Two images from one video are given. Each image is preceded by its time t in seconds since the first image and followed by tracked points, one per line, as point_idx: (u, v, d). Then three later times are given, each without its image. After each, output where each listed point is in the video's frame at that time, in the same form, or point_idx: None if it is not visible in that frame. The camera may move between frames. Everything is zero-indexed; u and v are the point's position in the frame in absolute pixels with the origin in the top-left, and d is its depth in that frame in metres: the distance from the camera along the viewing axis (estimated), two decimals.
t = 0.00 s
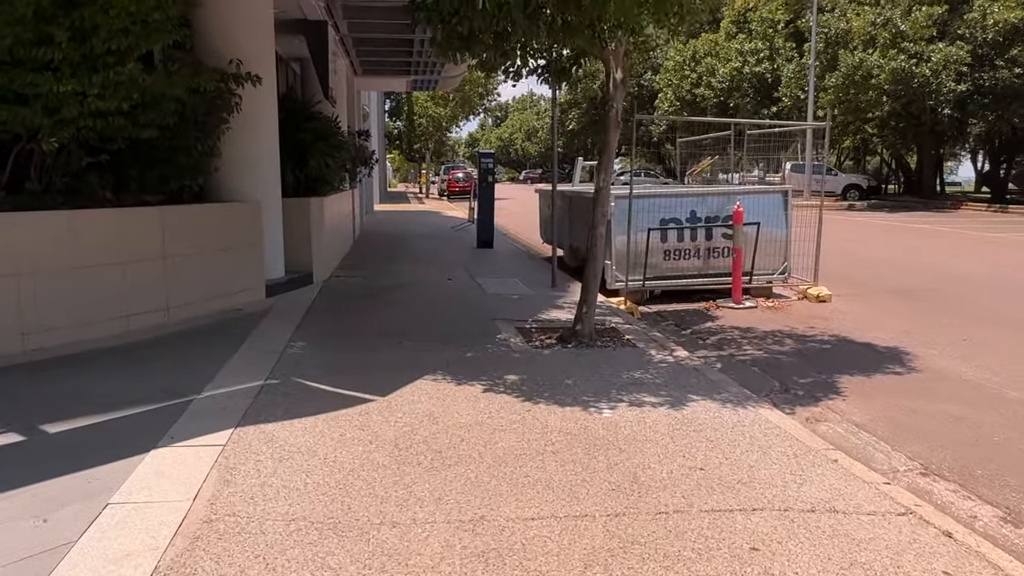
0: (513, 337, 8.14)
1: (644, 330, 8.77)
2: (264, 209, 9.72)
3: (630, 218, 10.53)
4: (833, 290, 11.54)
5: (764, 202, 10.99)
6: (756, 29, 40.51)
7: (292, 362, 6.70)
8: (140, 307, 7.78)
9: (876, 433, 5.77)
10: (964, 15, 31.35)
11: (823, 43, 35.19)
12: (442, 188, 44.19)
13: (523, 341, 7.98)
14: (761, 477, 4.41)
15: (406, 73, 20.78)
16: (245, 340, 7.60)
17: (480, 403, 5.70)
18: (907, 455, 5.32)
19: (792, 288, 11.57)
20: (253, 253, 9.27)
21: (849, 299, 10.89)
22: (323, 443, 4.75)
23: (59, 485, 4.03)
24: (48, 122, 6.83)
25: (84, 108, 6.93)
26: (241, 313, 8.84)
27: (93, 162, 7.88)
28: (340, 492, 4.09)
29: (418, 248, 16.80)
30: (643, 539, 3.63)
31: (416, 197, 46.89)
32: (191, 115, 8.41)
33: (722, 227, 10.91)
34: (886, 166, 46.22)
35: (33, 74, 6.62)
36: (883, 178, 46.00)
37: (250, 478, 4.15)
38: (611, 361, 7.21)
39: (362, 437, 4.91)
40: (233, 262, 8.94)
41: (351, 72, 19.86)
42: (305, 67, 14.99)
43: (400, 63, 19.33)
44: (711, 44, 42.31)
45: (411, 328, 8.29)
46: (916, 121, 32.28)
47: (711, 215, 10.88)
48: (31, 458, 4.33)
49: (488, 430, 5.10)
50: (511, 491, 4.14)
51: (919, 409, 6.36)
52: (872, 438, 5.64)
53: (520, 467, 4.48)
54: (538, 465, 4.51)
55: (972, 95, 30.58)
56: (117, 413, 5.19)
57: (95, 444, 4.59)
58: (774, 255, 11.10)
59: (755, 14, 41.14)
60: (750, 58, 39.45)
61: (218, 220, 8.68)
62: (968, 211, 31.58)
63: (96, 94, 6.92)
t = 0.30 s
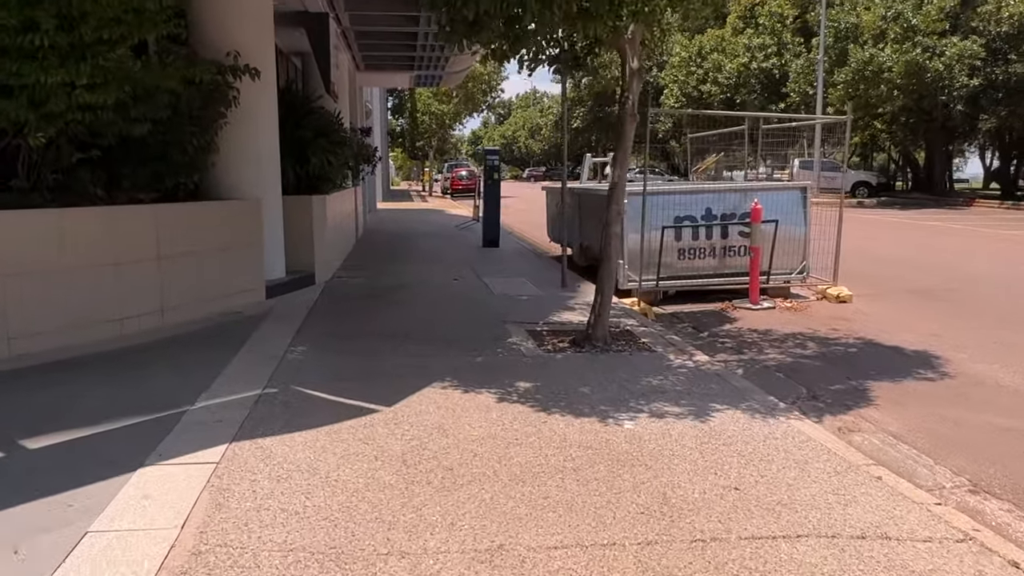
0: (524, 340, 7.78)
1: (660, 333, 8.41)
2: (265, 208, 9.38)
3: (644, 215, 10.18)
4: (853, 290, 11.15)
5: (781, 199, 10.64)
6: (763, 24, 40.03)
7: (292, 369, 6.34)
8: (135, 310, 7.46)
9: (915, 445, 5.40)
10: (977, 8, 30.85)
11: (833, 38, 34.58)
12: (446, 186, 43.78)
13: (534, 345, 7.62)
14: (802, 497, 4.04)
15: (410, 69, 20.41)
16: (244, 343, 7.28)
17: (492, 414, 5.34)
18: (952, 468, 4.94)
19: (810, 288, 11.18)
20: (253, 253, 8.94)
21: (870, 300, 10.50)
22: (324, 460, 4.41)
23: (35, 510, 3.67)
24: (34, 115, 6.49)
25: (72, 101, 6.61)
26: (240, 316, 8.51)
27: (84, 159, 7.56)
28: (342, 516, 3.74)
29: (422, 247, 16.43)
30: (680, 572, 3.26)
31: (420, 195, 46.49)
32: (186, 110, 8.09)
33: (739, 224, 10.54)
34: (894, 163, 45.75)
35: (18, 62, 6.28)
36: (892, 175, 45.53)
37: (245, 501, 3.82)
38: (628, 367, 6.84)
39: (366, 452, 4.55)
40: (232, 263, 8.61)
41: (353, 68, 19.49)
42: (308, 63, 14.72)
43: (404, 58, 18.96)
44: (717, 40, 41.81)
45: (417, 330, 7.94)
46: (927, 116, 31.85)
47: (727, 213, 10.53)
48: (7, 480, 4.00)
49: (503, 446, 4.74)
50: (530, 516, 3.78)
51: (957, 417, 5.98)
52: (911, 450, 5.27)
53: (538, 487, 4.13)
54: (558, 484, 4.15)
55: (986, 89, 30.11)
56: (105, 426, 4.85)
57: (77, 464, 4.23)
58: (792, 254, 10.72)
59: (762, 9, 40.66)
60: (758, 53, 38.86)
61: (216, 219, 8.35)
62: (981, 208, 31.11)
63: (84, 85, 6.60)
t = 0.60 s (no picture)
0: (539, 348, 7.39)
1: (682, 339, 8.01)
2: (268, 205, 9.00)
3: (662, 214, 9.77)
4: (879, 292, 10.74)
5: (806, 198, 10.24)
6: (776, 15, 39.41)
7: (294, 380, 5.96)
8: (133, 314, 7.09)
9: (966, 470, 5.00)
10: None
11: (848, 29, 33.95)
12: (453, 178, 43.37)
13: (550, 353, 7.23)
14: (856, 539, 3.66)
15: (419, 60, 19.99)
16: (247, 349, 6.91)
17: (511, 434, 4.96)
18: (1011, 498, 4.54)
19: (834, 290, 10.77)
20: (257, 253, 8.57)
21: (898, 303, 10.09)
22: (329, 489, 4.03)
23: (6, 552, 3.29)
24: (26, 107, 6.13)
25: (66, 92, 6.25)
26: (242, 319, 8.14)
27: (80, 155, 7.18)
28: (349, 560, 3.36)
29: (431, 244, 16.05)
30: None
31: (427, 188, 46.10)
32: (186, 103, 7.71)
33: (761, 224, 10.13)
34: (908, 156, 45.11)
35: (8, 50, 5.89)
36: (906, 169, 44.91)
37: (243, 541, 3.45)
38: (651, 378, 6.44)
39: (375, 480, 4.17)
40: (235, 264, 8.24)
41: (361, 59, 19.09)
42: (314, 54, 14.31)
43: (411, 50, 18.51)
44: (728, 32, 41.15)
45: (427, 336, 7.56)
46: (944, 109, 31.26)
47: (748, 212, 10.12)
48: None
49: (524, 472, 4.36)
50: (558, 561, 3.40)
51: (1007, 437, 5.58)
52: (962, 476, 4.87)
53: (565, 523, 3.74)
54: (586, 520, 3.77)
55: (1006, 82, 29.48)
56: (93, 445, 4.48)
57: (57, 493, 3.84)
58: (816, 254, 10.32)
59: None
60: (771, 44, 38.30)
61: (217, 217, 7.98)
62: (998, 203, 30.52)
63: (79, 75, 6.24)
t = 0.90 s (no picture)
0: (553, 357, 7.01)
1: (703, 347, 7.63)
2: (271, 207, 8.68)
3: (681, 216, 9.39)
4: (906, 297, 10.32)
5: (829, 199, 9.86)
6: (789, 14, 38.89)
7: (295, 394, 5.61)
8: (129, 321, 6.77)
9: (1020, 494, 4.61)
10: None
11: (863, 28, 33.44)
12: (463, 180, 43.03)
13: (565, 362, 6.86)
14: None
15: (428, 60, 19.65)
16: (248, 358, 6.58)
17: (525, 454, 4.60)
18: None
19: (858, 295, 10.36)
20: (260, 257, 8.26)
21: (926, 309, 9.68)
22: (328, 519, 3.67)
23: None
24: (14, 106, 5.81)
25: (57, 89, 5.90)
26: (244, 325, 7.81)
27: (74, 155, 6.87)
28: None
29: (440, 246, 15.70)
30: None
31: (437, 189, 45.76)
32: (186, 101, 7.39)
33: (784, 226, 9.74)
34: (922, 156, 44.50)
35: None
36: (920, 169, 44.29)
37: None
38: (673, 391, 6.06)
39: (378, 508, 3.81)
40: (236, 268, 7.92)
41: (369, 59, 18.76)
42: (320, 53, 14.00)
43: (420, 49, 18.18)
44: (740, 31, 40.66)
45: (436, 345, 7.20)
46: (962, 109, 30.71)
47: (770, 214, 9.75)
48: None
49: (540, 497, 4.00)
50: None
51: None
52: (1017, 501, 4.49)
53: (588, 559, 3.38)
54: (611, 556, 3.40)
55: None
56: (75, 466, 4.15)
57: (30, 524, 3.49)
58: (840, 258, 9.92)
59: None
60: (784, 43, 37.80)
61: (218, 220, 7.67)
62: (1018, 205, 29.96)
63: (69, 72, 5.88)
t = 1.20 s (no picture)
0: (567, 370, 6.64)
1: (724, 359, 7.25)
2: (273, 209, 8.33)
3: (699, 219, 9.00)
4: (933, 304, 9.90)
5: (854, 202, 9.44)
6: (803, 11, 38.35)
7: (291, 412, 5.26)
8: (119, 330, 6.44)
9: None
10: None
11: (879, 25, 32.91)
12: (473, 178, 42.69)
13: (579, 376, 6.48)
14: None
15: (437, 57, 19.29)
16: (245, 370, 6.24)
17: (538, 483, 4.23)
18: None
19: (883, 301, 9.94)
20: (260, 261, 7.92)
21: (955, 316, 9.26)
22: (320, 563, 3.31)
23: None
24: None
25: (43, 86, 5.59)
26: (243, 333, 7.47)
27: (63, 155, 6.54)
28: None
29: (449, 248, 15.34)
30: None
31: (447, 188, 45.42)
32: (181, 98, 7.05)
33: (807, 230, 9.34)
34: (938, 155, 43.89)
35: None
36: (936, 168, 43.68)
37: None
38: (695, 409, 5.69)
39: (376, 550, 3.45)
40: (235, 273, 7.58)
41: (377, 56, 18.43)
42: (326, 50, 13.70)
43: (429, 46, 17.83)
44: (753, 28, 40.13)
45: (442, 356, 6.84)
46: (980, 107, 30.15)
47: (792, 217, 9.35)
48: None
49: (555, 536, 3.63)
50: None
51: None
52: None
53: None
54: None
55: None
56: (50, 497, 3.82)
57: None
58: (865, 262, 9.50)
59: None
60: (798, 40, 37.26)
61: (215, 222, 7.33)
62: None
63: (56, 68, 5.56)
